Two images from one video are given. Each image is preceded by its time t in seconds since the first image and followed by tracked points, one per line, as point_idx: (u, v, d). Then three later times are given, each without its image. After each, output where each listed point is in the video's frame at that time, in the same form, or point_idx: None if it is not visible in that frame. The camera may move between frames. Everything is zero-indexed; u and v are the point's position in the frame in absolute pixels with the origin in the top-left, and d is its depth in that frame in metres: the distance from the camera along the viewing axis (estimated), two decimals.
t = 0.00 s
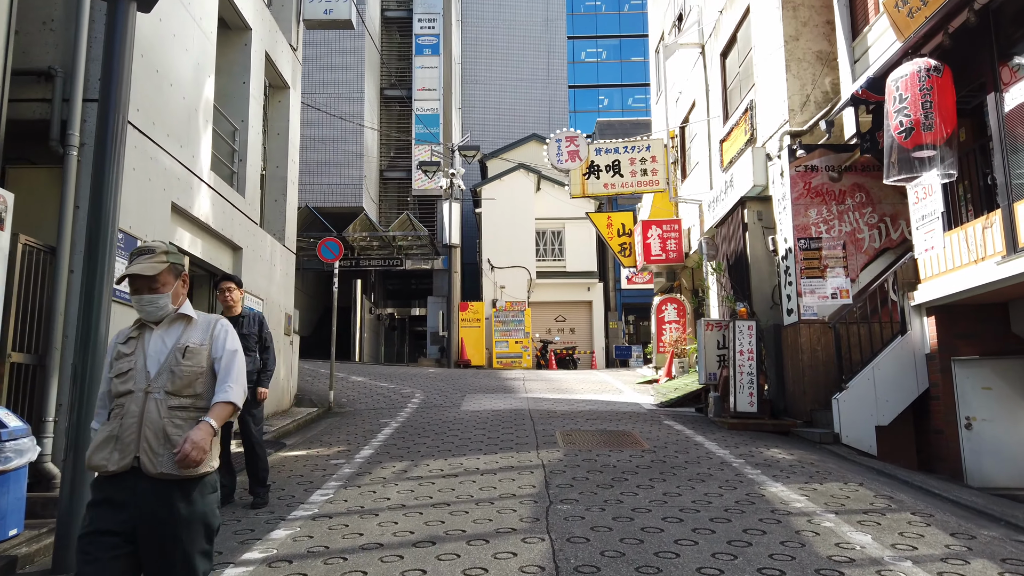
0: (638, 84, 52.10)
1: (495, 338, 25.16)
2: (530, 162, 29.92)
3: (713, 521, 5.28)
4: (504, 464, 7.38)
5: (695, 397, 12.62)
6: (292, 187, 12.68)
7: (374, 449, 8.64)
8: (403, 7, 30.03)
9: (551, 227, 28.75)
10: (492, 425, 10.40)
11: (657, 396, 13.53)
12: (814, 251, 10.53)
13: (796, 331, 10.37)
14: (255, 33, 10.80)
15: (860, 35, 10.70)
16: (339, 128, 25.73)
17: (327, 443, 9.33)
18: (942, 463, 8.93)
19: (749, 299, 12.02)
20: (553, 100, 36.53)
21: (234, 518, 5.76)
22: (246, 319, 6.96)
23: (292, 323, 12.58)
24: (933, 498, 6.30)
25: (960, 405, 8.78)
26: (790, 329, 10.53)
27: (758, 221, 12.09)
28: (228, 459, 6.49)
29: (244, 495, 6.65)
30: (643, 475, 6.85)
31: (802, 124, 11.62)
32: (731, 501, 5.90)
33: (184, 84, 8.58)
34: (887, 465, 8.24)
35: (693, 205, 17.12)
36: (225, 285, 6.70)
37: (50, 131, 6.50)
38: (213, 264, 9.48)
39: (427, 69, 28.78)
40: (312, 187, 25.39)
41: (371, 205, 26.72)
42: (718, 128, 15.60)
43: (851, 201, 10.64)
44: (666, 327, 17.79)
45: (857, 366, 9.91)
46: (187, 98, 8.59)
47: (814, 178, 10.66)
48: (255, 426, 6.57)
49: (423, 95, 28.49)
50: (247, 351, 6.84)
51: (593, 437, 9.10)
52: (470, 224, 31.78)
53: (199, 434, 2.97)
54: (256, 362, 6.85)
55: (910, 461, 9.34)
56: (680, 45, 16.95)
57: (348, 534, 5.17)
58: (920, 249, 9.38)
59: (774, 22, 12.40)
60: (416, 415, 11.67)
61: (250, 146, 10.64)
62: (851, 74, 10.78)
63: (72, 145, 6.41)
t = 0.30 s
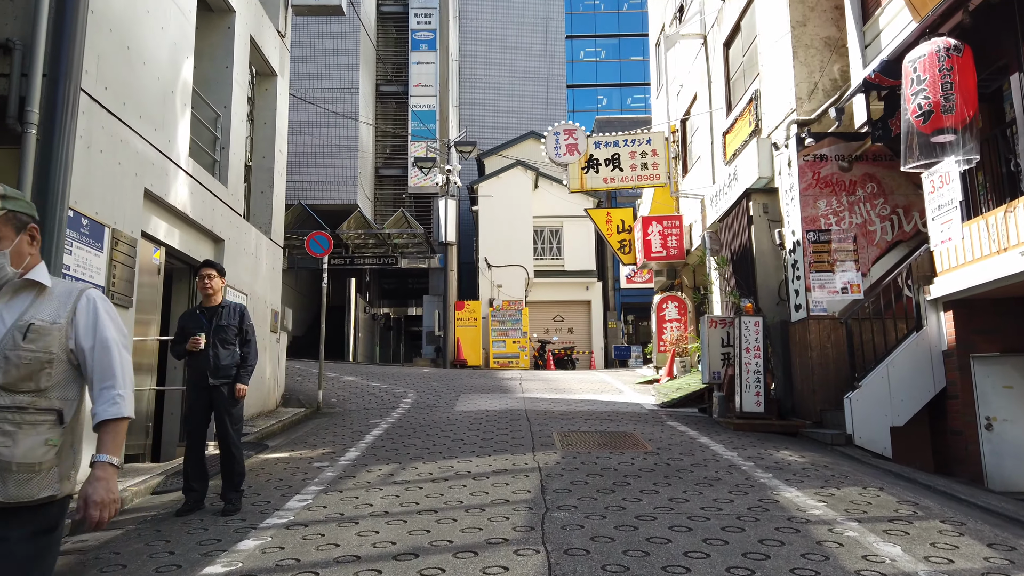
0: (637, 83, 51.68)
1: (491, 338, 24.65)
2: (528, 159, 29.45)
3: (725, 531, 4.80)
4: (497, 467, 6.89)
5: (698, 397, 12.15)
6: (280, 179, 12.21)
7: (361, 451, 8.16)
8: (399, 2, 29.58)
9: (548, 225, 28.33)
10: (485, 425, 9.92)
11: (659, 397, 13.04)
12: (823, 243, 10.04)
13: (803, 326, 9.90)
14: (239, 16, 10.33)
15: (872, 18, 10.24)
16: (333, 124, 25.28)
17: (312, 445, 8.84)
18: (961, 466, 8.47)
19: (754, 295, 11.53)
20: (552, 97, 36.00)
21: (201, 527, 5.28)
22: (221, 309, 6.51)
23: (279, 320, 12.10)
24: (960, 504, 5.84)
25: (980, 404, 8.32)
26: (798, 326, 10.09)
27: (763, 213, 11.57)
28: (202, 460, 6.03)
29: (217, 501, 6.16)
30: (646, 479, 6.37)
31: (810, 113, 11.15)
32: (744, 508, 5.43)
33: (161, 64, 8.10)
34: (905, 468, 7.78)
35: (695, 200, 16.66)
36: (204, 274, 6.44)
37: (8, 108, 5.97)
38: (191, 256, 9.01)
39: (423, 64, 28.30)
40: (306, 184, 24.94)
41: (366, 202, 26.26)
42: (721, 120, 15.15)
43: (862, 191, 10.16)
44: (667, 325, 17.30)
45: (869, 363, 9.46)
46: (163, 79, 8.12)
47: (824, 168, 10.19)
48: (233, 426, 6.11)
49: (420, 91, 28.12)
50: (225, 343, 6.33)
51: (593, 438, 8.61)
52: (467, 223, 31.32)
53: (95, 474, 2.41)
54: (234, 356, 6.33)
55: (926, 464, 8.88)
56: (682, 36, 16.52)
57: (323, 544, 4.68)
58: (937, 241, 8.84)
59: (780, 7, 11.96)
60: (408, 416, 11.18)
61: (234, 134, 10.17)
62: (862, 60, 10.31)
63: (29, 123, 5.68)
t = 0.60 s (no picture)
0: (638, 83, 51.21)
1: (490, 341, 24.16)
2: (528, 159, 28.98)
3: (743, 564, 4.32)
4: (492, 485, 6.42)
5: (704, 405, 11.69)
6: (269, 177, 11.75)
7: (349, 465, 7.69)
8: None
9: (549, 226, 27.87)
10: (480, 435, 9.46)
11: (662, 404, 12.58)
12: (836, 244, 9.57)
13: (815, 331, 9.44)
14: (224, 6, 9.87)
15: (886, 9, 9.76)
16: (329, 122, 24.83)
17: (299, 457, 8.37)
18: (985, 481, 8.00)
19: (762, 298, 11.05)
20: (551, 97, 35.51)
21: (166, 556, 4.81)
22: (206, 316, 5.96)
23: (268, 324, 11.63)
24: (996, 529, 5.36)
25: (1006, 417, 7.81)
26: (810, 331, 9.60)
27: (772, 213, 11.09)
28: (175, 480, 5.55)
29: (188, 523, 5.69)
30: (654, 499, 5.89)
31: (821, 108, 10.69)
32: (761, 535, 4.95)
33: (137, 54, 7.63)
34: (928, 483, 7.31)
35: (699, 200, 16.20)
36: (187, 278, 5.94)
37: None
38: (171, 257, 8.52)
39: (422, 62, 27.85)
40: (302, 183, 24.49)
41: (363, 202, 25.80)
42: (726, 117, 14.69)
43: (877, 189, 9.70)
44: (670, 329, 16.83)
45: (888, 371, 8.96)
46: (139, 69, 7.62)
47: (836, 166, 9.73)
48: (212, 442, 5.61)
49: (418, 89, 27.70)
50: (205, 353, 5.80)
51: (595, 450, 8.14)
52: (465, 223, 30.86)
53: None
54: (215, 366, 5.79)
55: (947, 478, 8.42)
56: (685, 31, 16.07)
57: None
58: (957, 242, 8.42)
59: None
60: (402, 424, 10.72)
61: (219, 129, 9.70)
62: (876, 53, 9.84)
63: None
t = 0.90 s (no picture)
0: (638, 84, 50.83)
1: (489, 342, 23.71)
2: (528, 158, 28.55)
3: None
4: (485, 493, 5.96)
5: (708, 407, 11.22)
6: (256, 170, 11.30)
7: (333, 471, 7.24)
8: None
9: (549, 226, 27.46)
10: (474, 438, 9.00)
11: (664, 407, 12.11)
12: (849, 238, 9.12)
13: (825, 329, 9.02)
14: None
15: None
16: (324, 120, 24.40)
17: (282, 462, 7.90)
18: (1009, 487, 7.54)
19: (770, 296, 10.60)
20: (551, 96, 35.12)
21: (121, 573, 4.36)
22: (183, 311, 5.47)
23: (254, 323, 11.18)
24: None
25: None
26: (821, 329, 9.15)
27: (780, 207, 10.64)
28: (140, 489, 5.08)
29: (152, 535, 5.24)
30: (658, 509, 5.43)
31: (830, 98, 10.27)
32: (779, 549, 4.48)
33: (111, 35, 7.20)
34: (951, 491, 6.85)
35: (702, 197, 15.77)
36: (166, 265, 5.40)
37: None
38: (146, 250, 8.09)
39: (419, 59, 27.43)
40: (296, 182, 24.06)
41: (359, 202, 25.37)
42: (730, 110, 14.26)
43: (891, 181, 9.26)
44: (673, 329, 16.35)
45: (904, 370, 8.52)
46: (110, 50, 7.17)
47: (848, 156, 9.27)
48: (181, 448, 5.13)
49: (416, 87, 27.28)
50: (178, 350, 5.27)
51: (595, 455, 7.68)
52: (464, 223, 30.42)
53: None
54: (189, 365, 5.28)
55: (967, 484, 7.96)
56: (688, 23, 15.66)
57: None
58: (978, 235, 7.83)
59: None
60: (394, 428, 10.25)
61: (201, 117, 9.25)
62: (889, 38, 9.40)
63: None
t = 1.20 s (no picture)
0: (638, 86, 50.37)
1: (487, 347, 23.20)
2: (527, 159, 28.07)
3: None
4: (479, 516, 5.44)
5: (716, 416, 10.72)
6: (243, 169, 10.83)
7: (317, 489, 6.73)
8: None
9: (549, 228, 26.99)
10: (470, 451, 8.48)
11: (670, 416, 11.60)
12: (866, 239, 8.63)
13: (839, 335, 8.55)
14: None
15: None
16: (320, 120, 23.91)
17: (265, 478, 7.39)
18: None
19: (780, 301, 10.11)
20: (551, 98, 34.66)
21: None
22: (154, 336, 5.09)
23: (240, 329, 10.67)
24: None
25: None
26: (836, 335, 8.66)
27: (790, 207, 10.14)
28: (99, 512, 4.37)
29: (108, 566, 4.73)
30: (670, 535, 4.92)
31: (843, 92, 9.81)
32: None
33: (78, 22, 6.72)
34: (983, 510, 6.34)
35: (706, 198, 15.28)
36: (131, 268, 4.63)
37: None
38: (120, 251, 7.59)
39: (417, 59, 26.97)
40: (291, 183, 23.55)
41: (355, 204, 24.88)
42: (736, 108, 13.79)
43: (909, 179, 8.79)
44: (677, 335, 15.81)
45: (927, 379, 8.02)
46: (78, 38, 6.70)
47: (864, 153, 8.79)
48: (143, 472, 4.39)
49: (412, 87, 26.77)
50: (142, 362, 4.52)
51: (599, 471, 7.15)
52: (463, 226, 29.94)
53: None
54: (154, 379, 4.50)
55: (995, 501, 7.46)
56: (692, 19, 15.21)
57: None
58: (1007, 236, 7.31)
59: None
60: (386, 439, 9.74)
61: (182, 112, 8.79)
62: (908, 29, 8.88)
63: None
